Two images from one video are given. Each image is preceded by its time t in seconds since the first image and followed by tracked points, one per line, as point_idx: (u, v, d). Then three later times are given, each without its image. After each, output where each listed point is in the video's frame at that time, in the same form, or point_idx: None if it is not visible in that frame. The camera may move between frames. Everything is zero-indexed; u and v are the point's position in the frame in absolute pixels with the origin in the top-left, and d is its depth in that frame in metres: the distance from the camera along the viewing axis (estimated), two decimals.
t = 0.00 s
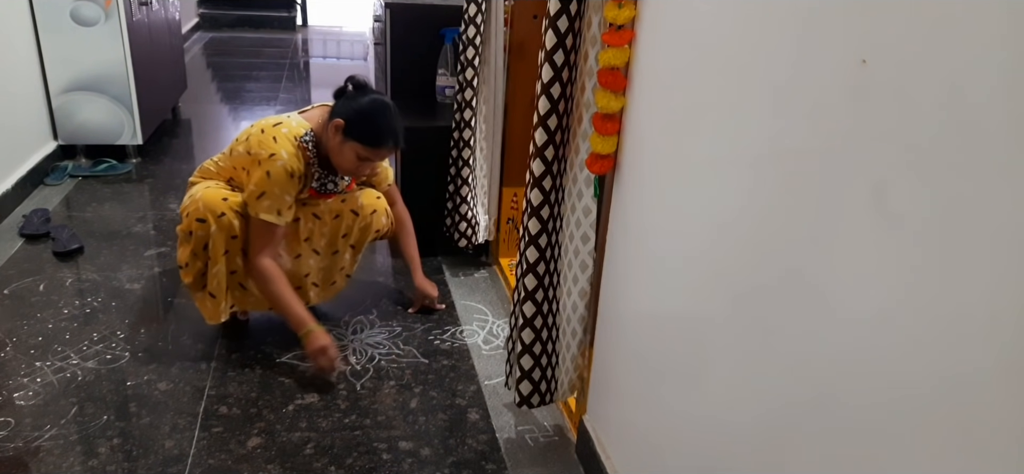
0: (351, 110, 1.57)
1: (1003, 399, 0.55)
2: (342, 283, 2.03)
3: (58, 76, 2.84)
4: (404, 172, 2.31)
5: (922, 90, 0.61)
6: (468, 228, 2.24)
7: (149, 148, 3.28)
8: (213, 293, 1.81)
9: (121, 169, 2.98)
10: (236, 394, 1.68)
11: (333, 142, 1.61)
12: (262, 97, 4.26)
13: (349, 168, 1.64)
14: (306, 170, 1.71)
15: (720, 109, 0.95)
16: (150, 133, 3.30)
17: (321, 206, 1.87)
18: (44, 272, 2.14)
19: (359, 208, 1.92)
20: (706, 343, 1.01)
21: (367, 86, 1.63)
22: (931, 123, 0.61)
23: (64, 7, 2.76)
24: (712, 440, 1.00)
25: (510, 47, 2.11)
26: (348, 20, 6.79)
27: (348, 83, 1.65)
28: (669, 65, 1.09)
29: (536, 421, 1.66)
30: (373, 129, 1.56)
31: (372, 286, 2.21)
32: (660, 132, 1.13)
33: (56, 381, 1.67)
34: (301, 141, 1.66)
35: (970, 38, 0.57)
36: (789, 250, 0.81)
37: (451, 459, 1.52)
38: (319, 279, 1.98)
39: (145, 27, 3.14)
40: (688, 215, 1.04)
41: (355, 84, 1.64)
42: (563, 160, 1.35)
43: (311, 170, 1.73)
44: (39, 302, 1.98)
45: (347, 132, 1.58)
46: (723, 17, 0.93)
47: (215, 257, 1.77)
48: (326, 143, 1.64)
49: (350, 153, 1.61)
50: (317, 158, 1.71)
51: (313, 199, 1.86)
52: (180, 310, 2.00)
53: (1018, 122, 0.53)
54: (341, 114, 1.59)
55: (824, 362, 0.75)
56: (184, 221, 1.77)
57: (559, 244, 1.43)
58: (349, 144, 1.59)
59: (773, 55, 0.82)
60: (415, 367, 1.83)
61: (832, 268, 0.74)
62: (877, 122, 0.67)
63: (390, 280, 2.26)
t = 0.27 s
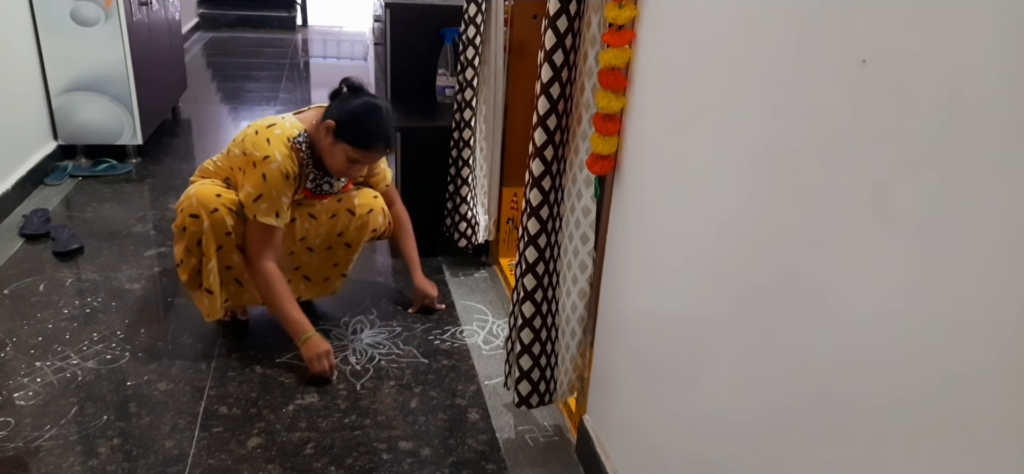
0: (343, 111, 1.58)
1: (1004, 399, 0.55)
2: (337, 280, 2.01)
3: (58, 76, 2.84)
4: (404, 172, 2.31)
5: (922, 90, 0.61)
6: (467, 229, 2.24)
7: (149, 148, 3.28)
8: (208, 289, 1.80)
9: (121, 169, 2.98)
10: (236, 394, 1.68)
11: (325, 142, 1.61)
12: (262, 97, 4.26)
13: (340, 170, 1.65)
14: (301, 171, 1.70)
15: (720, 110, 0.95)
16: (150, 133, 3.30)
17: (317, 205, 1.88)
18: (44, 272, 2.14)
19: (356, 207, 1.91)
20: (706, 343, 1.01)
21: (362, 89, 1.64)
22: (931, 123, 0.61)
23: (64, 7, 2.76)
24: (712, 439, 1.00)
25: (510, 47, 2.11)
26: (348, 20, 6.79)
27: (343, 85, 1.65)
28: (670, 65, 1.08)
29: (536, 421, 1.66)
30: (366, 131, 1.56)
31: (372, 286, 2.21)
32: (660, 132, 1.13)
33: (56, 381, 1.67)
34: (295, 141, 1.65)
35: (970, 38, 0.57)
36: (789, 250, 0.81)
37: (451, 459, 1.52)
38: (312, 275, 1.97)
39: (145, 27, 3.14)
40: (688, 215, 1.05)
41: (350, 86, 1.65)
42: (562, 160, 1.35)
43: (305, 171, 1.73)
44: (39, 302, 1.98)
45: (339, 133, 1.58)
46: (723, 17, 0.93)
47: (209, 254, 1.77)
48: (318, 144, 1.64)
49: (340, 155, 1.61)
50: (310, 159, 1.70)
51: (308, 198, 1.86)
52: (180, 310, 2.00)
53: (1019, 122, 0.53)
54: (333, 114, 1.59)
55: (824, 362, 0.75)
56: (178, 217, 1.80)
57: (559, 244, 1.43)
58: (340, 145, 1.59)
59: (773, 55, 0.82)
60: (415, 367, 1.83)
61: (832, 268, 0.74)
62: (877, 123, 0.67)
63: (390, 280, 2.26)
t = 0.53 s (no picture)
0: (338, 110, 1.57)
1: (1003, 398, 0.55)
2: (336, 280, 2.01)
3: (58, 76, 2.84)
4: (404, 172, 2.31)
5: (923, 90, 0.61)
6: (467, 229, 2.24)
7: (149, 148, 3.28)
8: (207, 287, 1.80)
9: (121, 169, 2.98)
10: (236, 394, 1.68)
11: (321, 139, 1.61)
12: (262, 97, 4.26)
13: (334, 169, 1.65)
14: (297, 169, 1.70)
15: (720, 110, 0.95)
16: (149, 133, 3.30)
17: (314, 203, 1.88)
18: (44, 272, 2.14)
19: (353, 207, 1.92)
20: (706, 344, 1.01)
21: (358, 86, 1.64)
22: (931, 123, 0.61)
23: (64, 8, 2.76)
24: (711, 439, 1.00)
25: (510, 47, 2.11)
26: (348, 20, 6.80)
27: (340, 84, 1.65)
28: (670, 64, 1.08)
29: (536, 421, 1.66)
30: (361, 131, 1.56)
31: (372, 286, 2.21)
32: (660, 133, 1.13)
33: (56, 381, 1.67)
34: (291, 139, 1.65)
35: (971, 36, 0.56)
36: (789, 249, 0.81)
37: (451, 459, 1.52)
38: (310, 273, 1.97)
39: (145, 27, 3.15)
40: (688, 214, 1.05)
41: (347, 86, 1.65)
42: (562, 161, 1.35)
43: (302, 168, 1.73)
44: (39, 302, 1.98)
45: (333, 131, 1.58)
46: (723, 18, 0.93)
47: (207, 252, 1.77)
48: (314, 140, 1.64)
49: (334, 153, 1.61)
50: (306, 156, 1.70)
51: (306, 198, 1.86)
52: (180, 310, 2.00)
53: (1018, 123, 0.53)
54: (328, 113, 1.59)
55: (824, 362, 0.75)
56: (177, 217, 1.80)
57: (559, 244, 1.43)
58: (335, 144, 1.59)
59: (773, 56, 0.82)
60: (415, 367, 1.83)
61: (830, 269, 0.74)
62: (877, 123, 0.67)
63: (390, 280, 2.25)
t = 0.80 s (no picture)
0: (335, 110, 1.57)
1: (1004, 398, 0.55)
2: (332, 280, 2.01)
3: (58, 76, 2.84)
4: (404, 172, 2.31)
5: (923, 91, 0.61)
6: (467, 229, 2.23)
7: (149, 148, 3.28)
8: (204, 287, 1.80)
9: (121, 169, 2.98)
10: (236, 394, 1.68)
11: (319, 140, 1.61)
12: (262, 97, 4.26)
13: (332, 170, 1.65)
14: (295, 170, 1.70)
15: (721, 110, 0.95)
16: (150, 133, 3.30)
17: (311, 203, 1.88)
18: (44, 272, 2.14)
19: (350, 207, 1.92)
20: (707, 345, 1.01)
21: (356, 87, 1.64)
22: (932, 123, 0.60)
23: (64, 8, 2.76)
24: (711, 439, 1.00)
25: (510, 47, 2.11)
26: (348, 20, 6.79)
27: (339, 85, 1.65)
28: (671, 64, 1.08)
29: (536, 421, 1.66)
30: (358, 131, 1.56)
31: (372, 286, 2.21)
32: (660, 133, 1.13)
33: (56, 381, 1.67)
34: (289, 138, 1.65)
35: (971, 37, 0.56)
36: (790, 250, 0.81)
37: (451, 459, 1.52)
38: (307, 274, 1.97)
39: (145, 27, 3.15)
40: (688, 215, 1.05)
41: (346, 87, 1.65)
42: (563, 161, 1.35)
43: (300, 169, 1.73)
44: (39, 302, 1.98)
45: (332, 132, 1.58)
46: (723, 18, 0.93)
47: (204, 251, 1.77)
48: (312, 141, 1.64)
49: (331, 154, 1.61)
50: (304, 157, 1.70)
51: (304, 198, 1.86)
52: (180, 310, 2.00)
53: (1019, 124, 0.53)
54: (327, 114, 1.59)
55: (824, 362, 0.75)
56: (174, 216, 1.80)
57: (560, 244, 1.43)
58: (333, 145, 1.59)
59: (773, 56, 0.82)
60: (415, 367, 1.83)
61: (830, 270, 0.74)
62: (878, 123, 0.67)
63: (390, 280, 2.25)
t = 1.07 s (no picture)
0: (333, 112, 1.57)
1: (1003, 398, 0.55)
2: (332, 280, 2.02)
3: (57, 76, 2.84)
4: (405, 173, 2.31)
5: (923, 91, 0.61)
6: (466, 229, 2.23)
7: (149, 148, 3.28)
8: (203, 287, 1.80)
9: (121, 169, 2.98)
10: (236, 394, 1.68)
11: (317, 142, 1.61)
12: (262, 97, 4.26)
13: (331, 171, 1.65)
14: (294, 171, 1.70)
15: (722, 110, 0.95)
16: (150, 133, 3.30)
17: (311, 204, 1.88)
18: (44, 272, 2.14)
19: (350, 207, 1.91)
20: (707, 345, 1.01)
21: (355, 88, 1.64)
22: (932, 123, 0.60)
23: (64, 8, 2.76)
24: (711, 439, 1.00)
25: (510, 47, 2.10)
26: (348, 20, 6.79)
27: (338, 86, 1.65)
28: (671, 64, 1.08)
29: (537, 421, 1.66)
30: (357, 133, 1.56)
31: (372, 286, 2.21)
32: (660, 132, 1.13)
33: (56, 381, 1.67)
34: (288, 141, 1.65)
35: (971, 37, 0.56)
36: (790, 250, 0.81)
37: (451, 459, 1.52)
38: (306, 271, 1.98)
39: (145, 27, 3.15)
40: (689, 215, 1.04)
41: (345, 88, 1.65)
42: (564, 161, 1.35)
43: (299, 171, 1.72)
44: (39, 302, 1.98)
45: (330, 134, 1.58)
46: (724, 17, 0.93)
47: (203, 252, 1.77)
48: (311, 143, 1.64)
49: (330, 155, 1.61)
50: (303, 159, 1.69)
51: (303, 199, 1.85)
52: (180, 310, 2.00)
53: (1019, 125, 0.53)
54: (324, 116, 1.59)
55: (824, 362, 0.75)
56: (173, 217, 1.80)
57: (562, 244, 1.43)
58: (331, 147, 1.59)
59: (774, 56, 0.82)
60: (415, 367, 1.83)
61: (830, 270, 0.74)
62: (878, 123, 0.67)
63: (390, 280, 2.25)
